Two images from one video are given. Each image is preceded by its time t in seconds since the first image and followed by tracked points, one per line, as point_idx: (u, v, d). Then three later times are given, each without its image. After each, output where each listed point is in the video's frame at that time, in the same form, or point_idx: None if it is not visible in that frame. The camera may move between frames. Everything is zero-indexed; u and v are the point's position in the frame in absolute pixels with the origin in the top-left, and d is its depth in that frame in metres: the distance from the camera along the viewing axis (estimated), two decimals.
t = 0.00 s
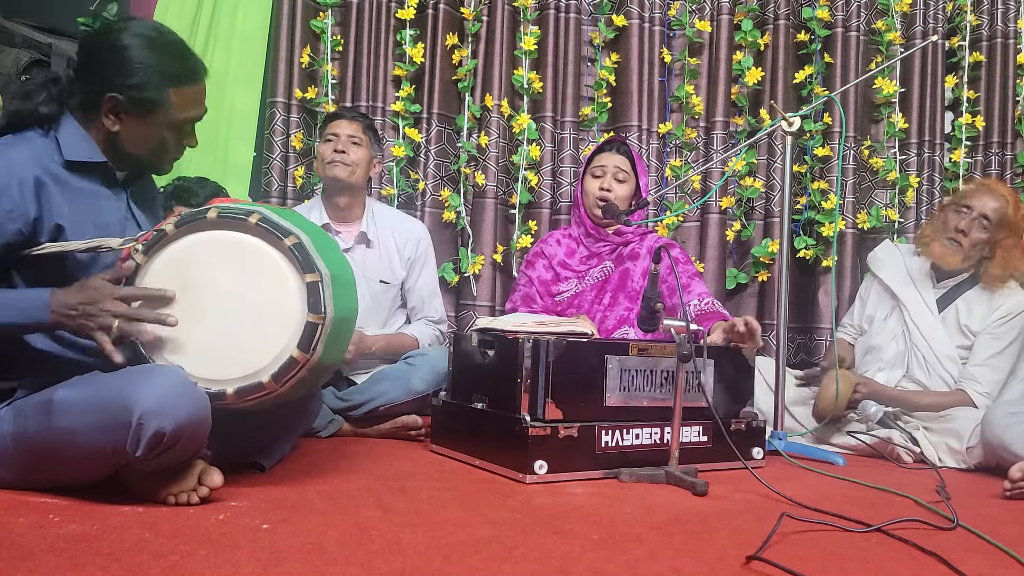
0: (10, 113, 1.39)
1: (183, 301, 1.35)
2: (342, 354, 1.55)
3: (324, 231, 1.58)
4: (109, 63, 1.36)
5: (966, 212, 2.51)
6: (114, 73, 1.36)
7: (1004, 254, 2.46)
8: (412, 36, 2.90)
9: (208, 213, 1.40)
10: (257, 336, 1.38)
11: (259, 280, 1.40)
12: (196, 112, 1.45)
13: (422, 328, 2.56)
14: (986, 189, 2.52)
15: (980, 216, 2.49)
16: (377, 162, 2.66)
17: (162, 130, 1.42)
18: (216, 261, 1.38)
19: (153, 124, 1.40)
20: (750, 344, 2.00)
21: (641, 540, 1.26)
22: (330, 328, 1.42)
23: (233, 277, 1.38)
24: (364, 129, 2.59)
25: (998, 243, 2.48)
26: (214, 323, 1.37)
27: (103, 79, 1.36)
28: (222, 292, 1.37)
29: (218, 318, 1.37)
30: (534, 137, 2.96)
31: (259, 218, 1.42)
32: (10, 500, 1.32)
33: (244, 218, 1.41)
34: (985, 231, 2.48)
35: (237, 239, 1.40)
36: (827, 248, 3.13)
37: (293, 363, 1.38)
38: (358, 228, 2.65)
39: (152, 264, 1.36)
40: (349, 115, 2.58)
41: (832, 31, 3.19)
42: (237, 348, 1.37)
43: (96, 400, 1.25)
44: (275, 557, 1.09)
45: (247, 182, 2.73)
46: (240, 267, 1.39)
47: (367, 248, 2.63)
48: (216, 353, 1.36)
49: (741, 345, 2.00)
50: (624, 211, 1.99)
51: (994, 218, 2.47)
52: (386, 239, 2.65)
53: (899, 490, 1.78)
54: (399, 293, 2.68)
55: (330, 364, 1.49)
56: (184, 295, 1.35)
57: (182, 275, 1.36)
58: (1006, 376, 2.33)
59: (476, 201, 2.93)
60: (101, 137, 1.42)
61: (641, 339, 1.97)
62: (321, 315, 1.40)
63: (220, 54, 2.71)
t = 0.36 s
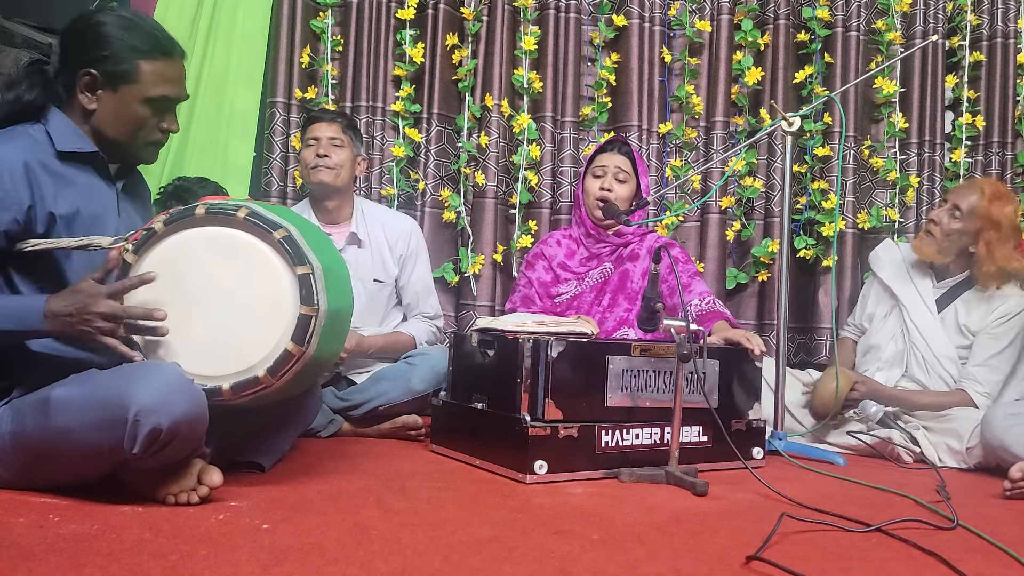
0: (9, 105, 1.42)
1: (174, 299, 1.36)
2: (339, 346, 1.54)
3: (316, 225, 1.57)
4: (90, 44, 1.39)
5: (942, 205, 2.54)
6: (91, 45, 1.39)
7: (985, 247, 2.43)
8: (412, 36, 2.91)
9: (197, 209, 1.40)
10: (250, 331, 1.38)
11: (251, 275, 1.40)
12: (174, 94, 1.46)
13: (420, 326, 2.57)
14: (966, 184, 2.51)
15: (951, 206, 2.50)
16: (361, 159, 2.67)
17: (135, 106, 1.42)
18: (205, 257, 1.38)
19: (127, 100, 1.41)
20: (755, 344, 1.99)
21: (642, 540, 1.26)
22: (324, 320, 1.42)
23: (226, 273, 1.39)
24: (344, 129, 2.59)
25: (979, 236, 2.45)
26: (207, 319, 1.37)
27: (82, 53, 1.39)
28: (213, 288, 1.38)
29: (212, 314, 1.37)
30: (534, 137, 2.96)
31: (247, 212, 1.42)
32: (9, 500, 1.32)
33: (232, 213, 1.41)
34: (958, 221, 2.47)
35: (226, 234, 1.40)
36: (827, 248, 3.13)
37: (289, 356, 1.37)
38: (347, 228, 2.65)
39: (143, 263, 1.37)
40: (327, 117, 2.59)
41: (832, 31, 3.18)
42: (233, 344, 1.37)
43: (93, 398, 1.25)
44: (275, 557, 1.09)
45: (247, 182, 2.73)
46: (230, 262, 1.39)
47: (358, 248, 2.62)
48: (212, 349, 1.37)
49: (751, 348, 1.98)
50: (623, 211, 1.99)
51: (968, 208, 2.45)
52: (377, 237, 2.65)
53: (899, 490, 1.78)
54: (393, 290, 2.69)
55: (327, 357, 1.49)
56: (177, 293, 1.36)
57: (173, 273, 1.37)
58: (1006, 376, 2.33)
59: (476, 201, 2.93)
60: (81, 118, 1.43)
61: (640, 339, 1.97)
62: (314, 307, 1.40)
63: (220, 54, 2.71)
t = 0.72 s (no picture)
0: (35, 97, 1.43)
1: (184, 298, 1.36)
2: (343, 352, 1.54)
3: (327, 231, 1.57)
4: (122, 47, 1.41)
5: (954, 211, 2.52)
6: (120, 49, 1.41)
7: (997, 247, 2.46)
8: (412, 36, 2.90)
9: (210, 210, 1.40)
10: (257, 334, 1.38)
11: (260, 279, 1.40)
12: (189, 113, 1.45)
13: (418, 326, 2.57)
14: (971, 184, 2.53)
15: (965, 211, 2.49)
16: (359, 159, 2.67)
17: (146, 112, 1.42)
18: (216, 258, 1.38)
19: (139, 105, 1.41)
20: (746, 344, 1.99)
21: (642, 540, 1.26)
22: (330, 328, 1.42)
23: (235, 276, 1.39)
24: (342, 129, 2.59)
25: (990, 237, 2.48)
26: (214, 320, 1.37)
27: (109, 56, 1.41)
28: (222, 290, 1.38)
29: (218, 316, 1.37)
30: (534, 137, 2.96)
31: (260, 216, 1.41)
32: (10, 499, 1.32)
33: (245, 216, 1.41)
34: (974, 225, 2.47)
35: (237, 237, 1.40)
36: (827, 248, 3.13)
37: (292, 362, 1.37)
38: (347, 228, 2.63)
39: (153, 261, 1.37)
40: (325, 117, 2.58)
41: (832, 31, 3.18)
42: (238, 346, 1.37)
43: (95, 396, 1.25)
44: (275, 557, 1.09)
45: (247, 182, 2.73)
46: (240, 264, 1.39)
47: (358, 248, 2.62)
48: (216, 350, 1.37)
49: (739, 349, 1.99)
50: (623, 211, 1.99)
51: (982, 213, 2.47)
52: (375, 237, 2.65)
53: (899, 490, 1.78)
54: (393, 290, 2.69)
55: (331, 363, 1.49)
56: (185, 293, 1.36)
57: (183, 273, 1.36)
58: (1005, 375, 2.33)
59: (476, 201, 2.93)
60: (94, 115, 1.44)
61: (641, 339, 1.97)
62: (320, 314, 1.39)
63: (220, 54, 2.71)
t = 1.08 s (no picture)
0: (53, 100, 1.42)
1: (190, 303, 1.36)
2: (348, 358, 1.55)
3: (335, 238, 1.57)
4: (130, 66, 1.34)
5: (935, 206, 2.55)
6: (125, 65, 1.35)
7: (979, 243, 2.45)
8: (412, 36, 2.91)
9: (220, 215, 1.40)
10: (261, 341, 1.38)
11: (266, 285, 1.40)
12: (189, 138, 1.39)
13: (423, 329, 2.56)
14: (959, 184, 2.54)
15: (946, 205, 2.52)
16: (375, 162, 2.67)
17: (144, 132, 1.37)
18: (224, 263, 1.38)
19: (138, 126, 1.36)
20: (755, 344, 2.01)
21: (641, 540, 1.26)
22: (335, 336, 1.42)
23: (242, 281, 1.39)
24: (359, 130, 2.59)
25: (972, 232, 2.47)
26: (219, 326, 1.37)
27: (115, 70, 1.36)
28: (228, 296, 1.38)
29: (224, 321, 1.37)
30: (534, 137, 2.96)
31: (270, 223, 1.41)
32: (11, 500, 1.32)
33: (254, 222, 1.41)
34: (953, 220, 2.48)
35: (246, 243, 1.40)
36: (827, 248, 3.13)
37: (297, 369, 1.38)
38: (357, 228, 2.65)
39: (161, 264, 1.36)
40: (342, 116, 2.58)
41: (832, 31, 3.18)
42: (243, 352, 1.37)
43: (98, 401, 1.25)
44: (275, 557, 1.09)
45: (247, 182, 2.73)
46: (248, 271, 1.39)
47: (366, 248, 2.63)
48: (221, 355, 1.37)
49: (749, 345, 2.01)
50: (623, 211, 1.99)
51: (961, 208, 2.48)
52: (384, 238, 2.65)
53: (899, 490, 1.78)
54: (399, 293, 2.68)
55: (334, 371, 1.49)
56: (191, 298, 1.36)
57: (190, 277, 1.36)
58: (1005, 375, 2.33)
59: (476, 201, 2.93)
60: (96, 125, 1.40)
61: (641, 339, 1.97)
62: (326, 323, 1.40)
63: (220, 54, 2.71)
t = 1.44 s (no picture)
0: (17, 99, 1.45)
1: (172, 299, 1.36)
2: (337, 343, 1.55)
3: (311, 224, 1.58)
4: (94, 44, 1.40)
5: (955, 204, 2.52)
6: (89, 47, 1.40)
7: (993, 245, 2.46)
8: (412, 36, 2.91)
9: (191, 209, 1.40)
10: (249, 327, 1.38)
11: (245, 272, 1.40)
12: (161, 111, 1.43)
13: (427, 332, 2.56)
14: (976, 183, 2.52)
15: (968, 206, 2.49)
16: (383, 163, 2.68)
17: (116, 109, 1.40)
18: (200, 256, 1.38)
19: (110, 102, 1.40)
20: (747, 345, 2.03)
21: (641, 540, 1.26)
22: (321, 316, 1.43)
23: (220, 271, 1.39)
24: (372, 130, 2.60)
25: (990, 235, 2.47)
26: (204, 318, 1.37)
27: (78, 52, 1.41)
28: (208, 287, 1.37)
29: (207, 313, 1.37)
30: (534, 137, 2.96)
31: (242, 210, 1.42)
32: (9, 500, 1.32)
33: (226, 211, 1.41)
34: (974, 221, 2.47)
35: (220, 233, 1.40)
36: (827, 248, 3.13)
37: (287, 352, 1.38)
38: (364, 228, 2.66)
39: (140, 263, 1.37)
40: (355, 117, 2.59)
41: (832, 31, 3.18)
42: (232, 341, 1.37)
43: (93, 397, 1.25)
44: (275, 557, 1.09)
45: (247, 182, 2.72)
46: (224, 260, 1.39)
47: (372, 249, 2.63)
48: (209, 347, 1.36)
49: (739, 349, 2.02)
50: (623, 211, 2.00)
51: (983, 208, 2.47)
52: (391, 240, 2.65)
53: (899, 490, 1.78)
54: (403, 295, 2.68)
55: (325, 355, 1.49)
56: (171, 293, 1.36)
57: (169, 273, 1.36)
58: (1005, 375, 2.33)
59: (476, 201, 2.93)
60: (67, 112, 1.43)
61: (641, 339, 1.97)
62: (311, 303, 1.41)
63: (219, 54, 2.70)
